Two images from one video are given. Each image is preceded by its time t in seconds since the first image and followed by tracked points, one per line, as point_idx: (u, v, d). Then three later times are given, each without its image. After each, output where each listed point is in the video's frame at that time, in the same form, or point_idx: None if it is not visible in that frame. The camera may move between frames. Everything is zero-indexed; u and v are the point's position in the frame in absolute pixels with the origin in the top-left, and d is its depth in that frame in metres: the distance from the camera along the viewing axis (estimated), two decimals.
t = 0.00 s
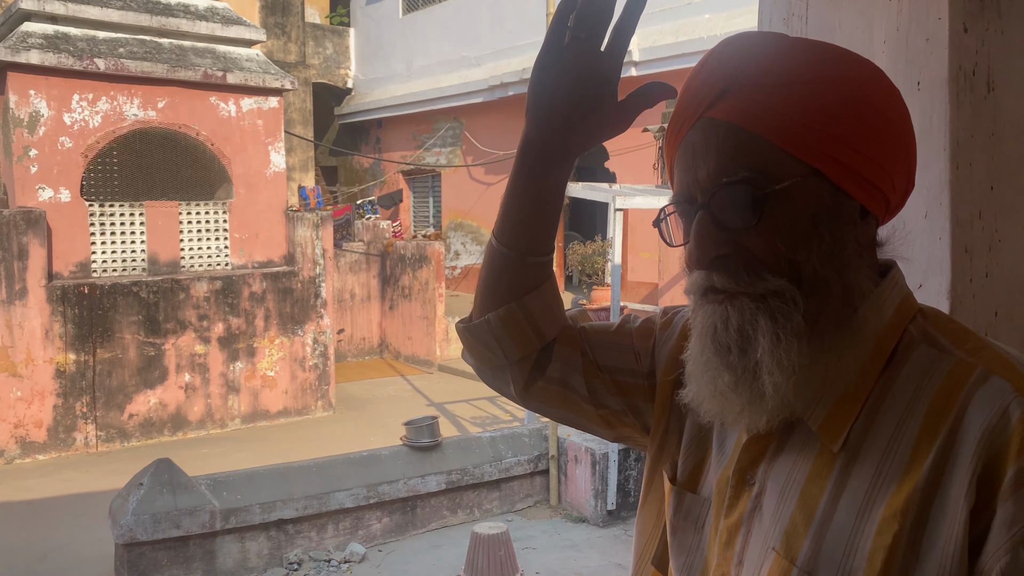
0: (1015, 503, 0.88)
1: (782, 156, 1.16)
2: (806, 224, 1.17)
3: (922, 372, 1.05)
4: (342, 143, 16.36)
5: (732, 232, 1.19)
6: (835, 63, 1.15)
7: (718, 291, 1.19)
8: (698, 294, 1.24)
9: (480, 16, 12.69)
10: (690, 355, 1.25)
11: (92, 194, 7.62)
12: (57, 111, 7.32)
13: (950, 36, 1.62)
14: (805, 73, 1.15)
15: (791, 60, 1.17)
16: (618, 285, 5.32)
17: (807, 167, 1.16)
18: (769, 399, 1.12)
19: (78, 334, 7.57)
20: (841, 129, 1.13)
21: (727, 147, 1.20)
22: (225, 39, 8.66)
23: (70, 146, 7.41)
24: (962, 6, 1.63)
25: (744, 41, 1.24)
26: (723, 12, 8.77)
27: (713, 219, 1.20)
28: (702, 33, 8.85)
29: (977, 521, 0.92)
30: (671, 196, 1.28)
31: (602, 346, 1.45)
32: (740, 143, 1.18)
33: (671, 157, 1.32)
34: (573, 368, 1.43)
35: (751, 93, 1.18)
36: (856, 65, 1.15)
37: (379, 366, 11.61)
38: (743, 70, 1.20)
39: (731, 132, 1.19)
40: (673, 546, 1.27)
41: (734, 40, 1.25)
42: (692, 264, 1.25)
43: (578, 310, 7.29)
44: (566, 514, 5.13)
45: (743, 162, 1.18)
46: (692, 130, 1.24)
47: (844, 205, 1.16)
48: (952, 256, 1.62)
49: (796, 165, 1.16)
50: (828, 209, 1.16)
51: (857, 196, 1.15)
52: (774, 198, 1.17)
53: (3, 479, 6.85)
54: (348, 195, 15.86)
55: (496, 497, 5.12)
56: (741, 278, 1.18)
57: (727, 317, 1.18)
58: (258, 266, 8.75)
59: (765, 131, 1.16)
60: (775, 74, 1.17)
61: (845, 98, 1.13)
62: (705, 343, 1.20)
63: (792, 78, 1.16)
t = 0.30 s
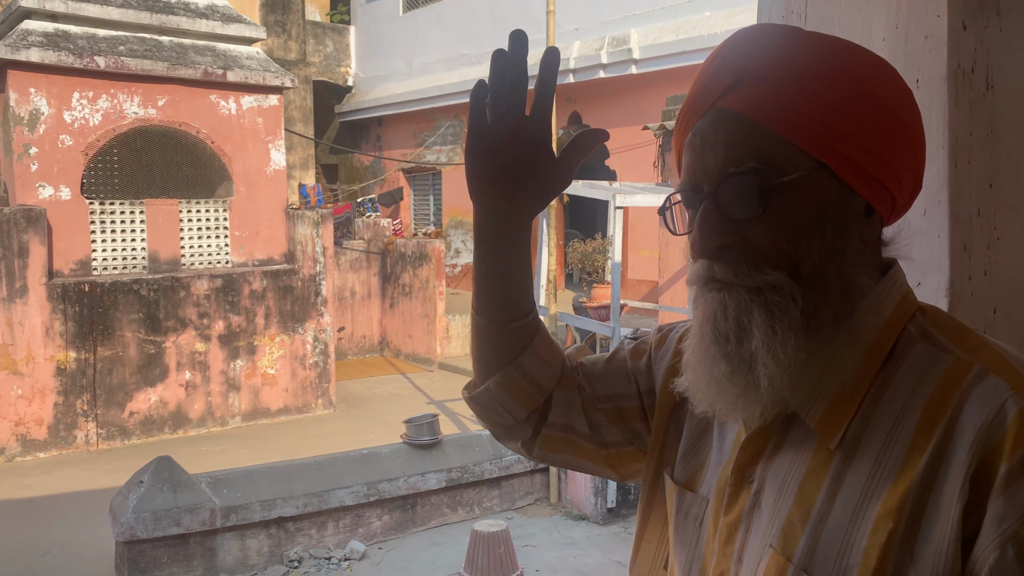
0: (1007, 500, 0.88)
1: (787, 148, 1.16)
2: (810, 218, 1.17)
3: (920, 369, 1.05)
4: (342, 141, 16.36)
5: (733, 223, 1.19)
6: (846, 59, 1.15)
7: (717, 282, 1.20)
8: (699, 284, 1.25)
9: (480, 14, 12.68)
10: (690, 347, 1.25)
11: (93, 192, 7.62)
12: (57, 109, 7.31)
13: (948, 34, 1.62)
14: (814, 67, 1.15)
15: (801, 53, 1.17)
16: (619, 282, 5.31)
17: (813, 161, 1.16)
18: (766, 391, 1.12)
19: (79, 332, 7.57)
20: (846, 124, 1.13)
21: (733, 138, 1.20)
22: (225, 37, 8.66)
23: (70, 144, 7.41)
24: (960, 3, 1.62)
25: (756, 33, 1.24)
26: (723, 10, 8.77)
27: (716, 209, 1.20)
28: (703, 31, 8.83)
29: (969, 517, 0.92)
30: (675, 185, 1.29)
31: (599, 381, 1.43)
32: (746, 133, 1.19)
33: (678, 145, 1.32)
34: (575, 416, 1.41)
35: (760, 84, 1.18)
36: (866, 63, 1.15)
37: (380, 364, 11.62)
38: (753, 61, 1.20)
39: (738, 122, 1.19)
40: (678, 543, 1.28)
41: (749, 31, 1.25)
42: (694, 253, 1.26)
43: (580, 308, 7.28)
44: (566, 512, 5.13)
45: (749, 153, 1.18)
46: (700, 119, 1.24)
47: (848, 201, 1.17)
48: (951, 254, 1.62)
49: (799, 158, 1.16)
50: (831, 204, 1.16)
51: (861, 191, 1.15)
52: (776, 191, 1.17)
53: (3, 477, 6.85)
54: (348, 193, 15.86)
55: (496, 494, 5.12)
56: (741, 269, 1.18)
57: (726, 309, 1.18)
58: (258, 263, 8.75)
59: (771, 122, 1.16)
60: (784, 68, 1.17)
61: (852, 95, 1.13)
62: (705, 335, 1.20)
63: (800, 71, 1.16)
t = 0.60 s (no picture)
0: (1012, 498, 0.89)
1: (799, 143, 1.16)
2: (817, 214, 1.17)
3: (919, 367, 1.05)
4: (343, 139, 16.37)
5: (740, 216, 1.20)
6: (861, 55, 1.15)
7: (726, 274, 1.21)
8: (707, 275, 1.25)
9: (481, 12, 12.69)
10: (697, 341, 1.26)
11: (94, 190, 7.62)
12: (58, 107, 7.32)
13: (948, 33, 1.62)
14: (828, 61, 1.16)
15: (816, 47, 1.17)
16: (621, 282, 5.27)
17: (823, 158, 1.16)
18: (770, 384, 1.13)
19: (80, 330, 7.58)
20: (858, 122, 1.13)
21: (744, 130, 1.20)
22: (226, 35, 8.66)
23: (71, 142, 7.42)
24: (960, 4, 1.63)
25: (776, 27, 1.23)
26: (724, 8, 8.77)
27: (724, 200, 1.21)
28: (704, 29, 8.83)
29: (974, 517, 0.93)
30: (684, 174, 1.29)
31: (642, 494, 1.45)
32: (756, 125, 1.19)
33: (689, 135, 1.32)
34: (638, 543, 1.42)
35: (776, 75, 1.18)
36: (880, 60, 1.14)
37: (380, 362, 11.62)
38: (769, 54, 1.20)
39: (750, 114, 1.19)
40: (678, 545, 1.29)
41: (768, 22, 1.25)
42: (700, 244, 1.27)
43: (581, 306, 7.28)
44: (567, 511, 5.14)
45: (760, 146, 1.19)
46: (714, 109, 1.24)
47: (853, 198, 1.16)
48: (950, 253, 1.62)
49: (808, 154, 1.16)
50: (839, 201, 1.16)
51: (867, 190, 1.15)
52: (783, 186, 1.17)
53: (5, 475, 6.86)
54: (349, 192, 15.86)
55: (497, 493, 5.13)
56: (749, 262, 1.19)
57: (730, 303, 1.20)
58: (259, 262, 8.75)
59: (783, 115, 1.16)
60: (799, 61, 1.17)
61: (865, 92, 1.13)
62: (708, 331, 1.23)
63: (813, 65, 1.16)
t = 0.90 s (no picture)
0: (1007, 485, 0.89)
1: (785, 157, 1.16)
2: (808, 225, 1.16)
3: (919, 366, 1.05)
4: (344, 139, 16.37)
5: (731, 233, 1.19)
6: (836, 63, 1.15)
7: (723, 290, 1.21)
8: (704, 291, 1.25)
9: (483, 12, 12.69)
10: (704, 352, 1.27)
11: (96, 190, 7.63)
12: (60, 107, 7.33)
13: (949, 32, 1.63)
14: (804, 73, 1.16)
15: (792, 59, 1.18)
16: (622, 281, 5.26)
17: (811, 168, 1.15)
18: (769, 395, 1.14)
19: (82, 329, 7.58)
20: (841, 129, 1.13)
21: (730, 146, 1.20)
22: (228, 35, 8.67)
23: (73, 142, 7.43)
24: (962, 3, 1.62)
25: (748, 41, 1.24)
26: (725, 8, 8.77)
27: (713, 219, 1.21)
28: (705, 28, 8.83)
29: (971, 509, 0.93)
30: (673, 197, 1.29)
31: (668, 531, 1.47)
32: (743, 141, 1.19)
33: (674, 156, 1.32)
34: None
35: (753, 93, 1.18)
36: (854, 66, 1.15)
37: (382, 362, 11.62)
38: (745, 69, 1.20)
39: (734, 131, 1.19)
40: (685, 543, 1.30)
41: (738, 38, 1.26)
42: (693, 262, 1.27)
43: (582, 306, 7.28)
44: (568, 510, 5.15)
45: (746, 164, 1.18)
46: (696, 129, 1.24)
47: (847, 202, 1.16)
48: (951, 252, 1.62)
49: (798, 165, 1.16)
50: (830, 210, 1.16)
51: (859, 194, 1.15)
52: (776, 199, 1.17)
53: (7, 475, 6.86)
54: (351, 191, 15.86)
55: (499, 492, 5.14)
56: (741, 279, 1.19)
57: (729, 315, 1.20)
58: (261, 261, 8.76)
59: (767, 130, 1.16)
60: (777, 75, 1.17)
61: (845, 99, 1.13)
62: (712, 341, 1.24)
63: (789, 80, 1.16)
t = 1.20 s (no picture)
0: (996, 486, 0.89)
1: (796, 150, 1.16)
2: (817, 220, 1.16)
3: (919, 367, 1.05)
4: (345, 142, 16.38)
5: (742, 225, 1.20)
6: (846, 60, 1.16)
7: (732, 283, 1.21)
8: (712, 285, 1.25)
9: (483, 14, 12.70)
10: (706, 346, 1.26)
11: (98, 194, 7.65)
12: (62, 111, 7.34)
13: (950, 34, 1.63)
14: (815, 69, 1.17)
15: (804, 56, 1.18)
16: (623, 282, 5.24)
17: (821, 163, 1.16)
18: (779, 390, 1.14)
19: (84, 333, 7.59)
20: (851, 127, 1.13)
21: (741, 140, 1.20)
22: (228, 39, 8.68)
23: (74, 146, 7.44)
24: (962, 5, 1.63)
25: (762, 38, 1.25)
26: (725, 10, 8.78)
27: (724, 211, 1.21)
28: (705, 30, 8.83)
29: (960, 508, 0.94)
30: (684, 189, 1.30)
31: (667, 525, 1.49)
32: (753, 135, 1.19)
33: (686, 149, 1.33)
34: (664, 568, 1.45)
35: (764, 86, 1.19)
36: (864, 64, 1.16)
37: (384, 365, 11.61)
38: (759, 64, 1.21)
39: (745, 125, 1.20)
40: (686, 544, 1.31)
41: (751, 36, 1.27)
42: (704, 254, 1.28)
43: (584, 308, 7.28)
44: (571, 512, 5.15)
45: (758, 156, 1.19)
46: (708, 122, 1.25)
47: (855, 200, 1.16)
48: (952, 253, 1.64)
49: (808, 159, 1.16)
50: (840, 206, 1.16)
51: (866, 191, 1.15)
52: (784, 192, 1.17)
53: (9, 479, 6.86)
54: (352, 194, 15.86)
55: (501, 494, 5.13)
56: (752, 271, 1.19)
57: (739, 310, 1.20)
58: (262, 265, 8.77)
59: (777, 123, 1.17)
60: (787, 71, 1.18)
61: (855, 95, 1.14)
62: (715, 338, 1.23)
63: (799, 74, 1.17)
